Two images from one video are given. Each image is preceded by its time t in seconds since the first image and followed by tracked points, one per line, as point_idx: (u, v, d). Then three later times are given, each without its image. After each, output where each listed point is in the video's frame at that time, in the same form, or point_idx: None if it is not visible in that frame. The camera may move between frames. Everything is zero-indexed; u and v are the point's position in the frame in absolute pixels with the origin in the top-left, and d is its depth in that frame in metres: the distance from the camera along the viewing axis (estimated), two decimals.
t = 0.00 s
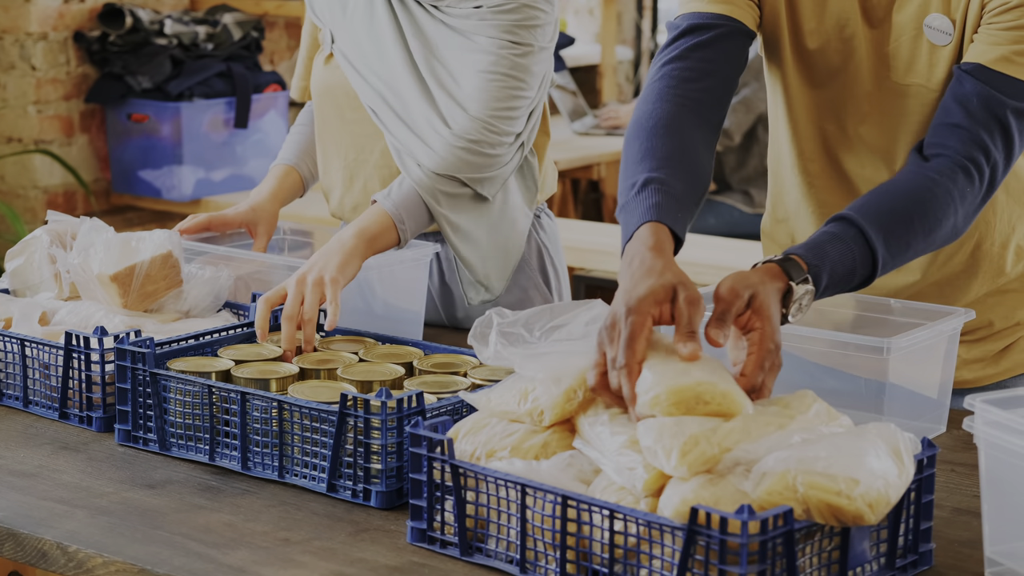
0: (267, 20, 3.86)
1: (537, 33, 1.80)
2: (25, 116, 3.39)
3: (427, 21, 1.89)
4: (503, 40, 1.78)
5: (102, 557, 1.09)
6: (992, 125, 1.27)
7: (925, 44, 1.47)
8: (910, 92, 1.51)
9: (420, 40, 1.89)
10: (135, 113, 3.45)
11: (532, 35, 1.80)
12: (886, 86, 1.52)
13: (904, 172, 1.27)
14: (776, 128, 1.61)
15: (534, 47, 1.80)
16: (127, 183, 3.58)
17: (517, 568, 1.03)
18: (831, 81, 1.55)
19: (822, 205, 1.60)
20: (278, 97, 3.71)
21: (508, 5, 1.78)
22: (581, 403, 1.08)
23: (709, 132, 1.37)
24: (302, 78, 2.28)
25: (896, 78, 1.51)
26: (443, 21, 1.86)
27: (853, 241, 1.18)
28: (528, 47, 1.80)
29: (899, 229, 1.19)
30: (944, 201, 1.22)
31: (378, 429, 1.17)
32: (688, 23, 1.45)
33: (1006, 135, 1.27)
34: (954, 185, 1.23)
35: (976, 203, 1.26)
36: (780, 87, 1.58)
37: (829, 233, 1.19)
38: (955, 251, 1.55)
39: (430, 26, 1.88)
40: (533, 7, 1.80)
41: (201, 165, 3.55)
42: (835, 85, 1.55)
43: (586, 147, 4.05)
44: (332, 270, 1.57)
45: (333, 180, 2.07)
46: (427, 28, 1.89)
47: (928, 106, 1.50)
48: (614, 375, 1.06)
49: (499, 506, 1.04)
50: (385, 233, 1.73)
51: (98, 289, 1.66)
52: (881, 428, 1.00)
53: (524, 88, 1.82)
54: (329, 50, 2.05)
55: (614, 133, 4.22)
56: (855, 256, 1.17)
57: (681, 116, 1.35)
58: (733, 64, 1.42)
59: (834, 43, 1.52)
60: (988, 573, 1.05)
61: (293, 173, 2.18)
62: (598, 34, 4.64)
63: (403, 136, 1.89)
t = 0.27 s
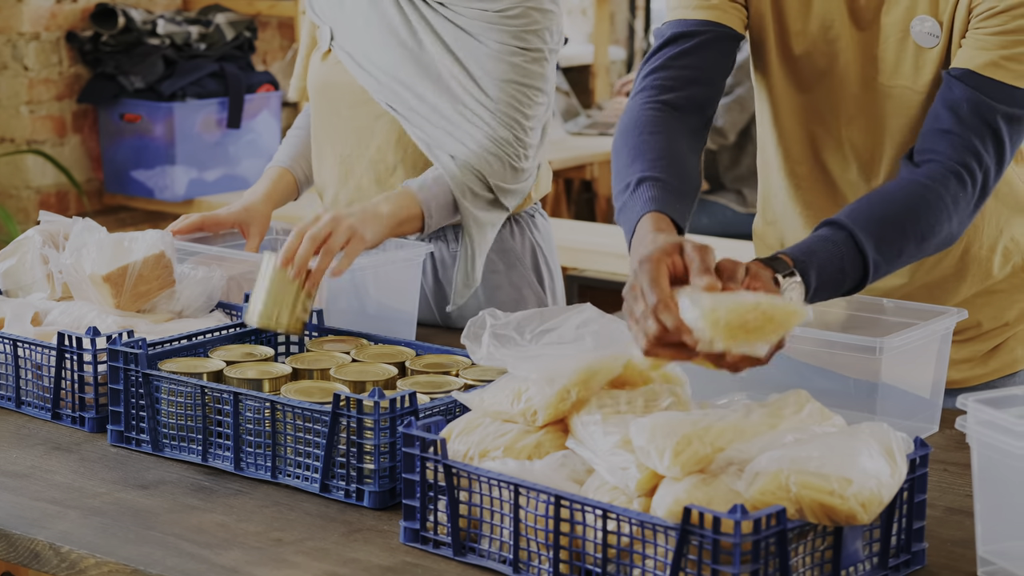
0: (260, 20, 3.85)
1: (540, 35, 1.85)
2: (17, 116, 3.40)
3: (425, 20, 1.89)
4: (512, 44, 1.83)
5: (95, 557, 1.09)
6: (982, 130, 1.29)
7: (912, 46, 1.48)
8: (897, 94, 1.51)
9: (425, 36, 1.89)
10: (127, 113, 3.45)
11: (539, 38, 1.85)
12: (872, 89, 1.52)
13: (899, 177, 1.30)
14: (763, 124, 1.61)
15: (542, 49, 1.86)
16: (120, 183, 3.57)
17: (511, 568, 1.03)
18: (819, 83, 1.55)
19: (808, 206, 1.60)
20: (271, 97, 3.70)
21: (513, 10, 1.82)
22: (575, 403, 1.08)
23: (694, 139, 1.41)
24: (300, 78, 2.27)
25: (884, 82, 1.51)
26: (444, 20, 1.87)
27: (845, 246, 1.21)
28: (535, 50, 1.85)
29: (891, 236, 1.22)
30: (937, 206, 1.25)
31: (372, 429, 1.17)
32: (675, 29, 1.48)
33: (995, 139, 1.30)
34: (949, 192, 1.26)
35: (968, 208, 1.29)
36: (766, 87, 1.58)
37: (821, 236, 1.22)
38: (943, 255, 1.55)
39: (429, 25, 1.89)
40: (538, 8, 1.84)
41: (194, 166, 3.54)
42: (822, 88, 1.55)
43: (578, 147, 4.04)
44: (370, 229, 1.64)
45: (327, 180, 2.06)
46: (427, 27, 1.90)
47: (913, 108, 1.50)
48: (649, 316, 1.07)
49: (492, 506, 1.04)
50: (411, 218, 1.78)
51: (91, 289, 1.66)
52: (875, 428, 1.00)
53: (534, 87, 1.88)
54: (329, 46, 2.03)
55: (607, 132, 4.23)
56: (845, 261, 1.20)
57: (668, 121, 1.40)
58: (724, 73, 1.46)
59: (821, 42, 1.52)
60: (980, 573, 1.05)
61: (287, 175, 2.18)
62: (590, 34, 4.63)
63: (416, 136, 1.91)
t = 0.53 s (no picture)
0: (251, 20, 3.85)
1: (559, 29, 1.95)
2: (9, 116, 3.39)
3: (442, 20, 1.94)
4: (535, 39, 1.94)
5: (86, 558, 1.09)
6: None
7: (917, 32, 1.45)
8: (896, 82, 1.47)
9: (448, 32, 1.94)
10: (119, 113, 3.45)
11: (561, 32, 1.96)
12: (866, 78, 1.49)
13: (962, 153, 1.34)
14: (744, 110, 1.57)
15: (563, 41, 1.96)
16: (112, 183, 3.57)
17: (503, 568, 1.03)
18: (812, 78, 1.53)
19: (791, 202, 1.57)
20: (263, 97, 3.70)
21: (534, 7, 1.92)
22: (567, 403, 1.08)
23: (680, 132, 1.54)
24: (292, 79, 2.27)
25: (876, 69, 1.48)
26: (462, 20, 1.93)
27: (919, 185, 1.23)
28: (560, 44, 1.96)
29: (959, 189, 1.25)
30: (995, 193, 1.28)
31: (364, 429, 1.17)
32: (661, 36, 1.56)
33: None
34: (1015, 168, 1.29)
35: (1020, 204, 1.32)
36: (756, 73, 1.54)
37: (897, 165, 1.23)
38: (938, 250, 1.53)
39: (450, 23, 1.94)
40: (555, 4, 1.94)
41: (186, 165, 3.54)
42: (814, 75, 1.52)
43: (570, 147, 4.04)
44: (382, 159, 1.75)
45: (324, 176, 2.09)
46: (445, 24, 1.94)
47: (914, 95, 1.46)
48: (706, 140, 1.11)
49: (484, 507, 1.04)
50: (439, 159, 1.83)
51: (83, 289, 1.66)
52: (866, 428, 1.00)
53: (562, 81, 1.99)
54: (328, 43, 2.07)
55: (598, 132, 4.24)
56: (912, 193, 1.22)
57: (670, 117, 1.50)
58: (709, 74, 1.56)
59: (808, 39, 1.51)
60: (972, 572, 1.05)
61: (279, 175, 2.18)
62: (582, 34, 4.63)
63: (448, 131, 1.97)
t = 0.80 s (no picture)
0: (245, 20, 3.85)
1: (536, 35, 1.93)
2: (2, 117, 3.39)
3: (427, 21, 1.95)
4: (508, 45, 1.92)
5: (80, 558, 1.09)
6: None
7: (913, 16, 1.53)
8: (894, 67, 1.55)
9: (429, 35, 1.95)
10: (112, 113, 3.44)
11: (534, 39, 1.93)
12: (862, 67, 1.56)
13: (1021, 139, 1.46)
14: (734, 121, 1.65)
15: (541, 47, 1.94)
16: (105, 183, 3.57)
17: (497, 568, 1.03)
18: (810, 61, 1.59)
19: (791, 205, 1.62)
20: (256, 97, 3.70)
21: (508, 12, 1.91)
22: (561, 404, 1.08)
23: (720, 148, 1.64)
24: (288, 79, 2.25)
25: (870, 56, 1.56)
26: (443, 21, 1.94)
27: (968, 177, 1.43)
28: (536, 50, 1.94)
29: (1002, 175, 1.45)
30: None
31: (357, 429, 1.17)
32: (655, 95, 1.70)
33: None
34: None
35: None
36: (745, 77, 1.61)
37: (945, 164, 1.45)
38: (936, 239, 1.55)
39: (435, 23, 1.95)
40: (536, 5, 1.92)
41: (179, 165, 3.53)
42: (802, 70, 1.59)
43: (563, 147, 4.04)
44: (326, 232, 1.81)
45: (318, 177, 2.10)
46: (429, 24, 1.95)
47: (913, 78, 1.54)
48: (757, 176, 1.31)
49: (477, 506, 1.04)
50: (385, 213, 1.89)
51: (76, 289, 1.66)
52: (860, 428, 1.00)
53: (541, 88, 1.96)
54: (318, 42, 2.07)
55: (591, 131, 4.24)
56: (966, 187, 1.43)
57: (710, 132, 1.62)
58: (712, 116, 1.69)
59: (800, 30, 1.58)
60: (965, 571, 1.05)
61: (273, 176, 2.18)
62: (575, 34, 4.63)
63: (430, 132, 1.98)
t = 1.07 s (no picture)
0: (237, 20, 3.85)
1: (519, 35, 1.93)
2: None
3: (406, 23, 1.94)
4: (491, 46, 1.92)
5: (72, 558, 1.09)
6: None
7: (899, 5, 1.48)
8: (880, 55, 1.50)
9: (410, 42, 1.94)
10: (104, 113, 3.44)
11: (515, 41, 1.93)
12: (845, 58, 1.51)
13: None
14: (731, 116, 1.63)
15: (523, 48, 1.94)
16: (97, 183, 3.57)
17: (489, 568, 1.03)
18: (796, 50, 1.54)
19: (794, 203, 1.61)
20: (249, 97, 3.70)
21: (490, 12, 1.90)
22: (553, 404, 1.08)
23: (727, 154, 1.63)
24: (273, 79, 2.28)
25: (857, 45, 1.50)
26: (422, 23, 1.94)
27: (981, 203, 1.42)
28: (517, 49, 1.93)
29: (1016, 181, 1.43)
30: None
31: (350, 429, 1.17)
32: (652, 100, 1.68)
33: None
34: None
35: None
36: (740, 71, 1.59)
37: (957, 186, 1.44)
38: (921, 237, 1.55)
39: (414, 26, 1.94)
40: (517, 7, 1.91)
41: (171, 166, 3.53)
42: (790, 61, 1.55)
43: (556, 147, 4.04)
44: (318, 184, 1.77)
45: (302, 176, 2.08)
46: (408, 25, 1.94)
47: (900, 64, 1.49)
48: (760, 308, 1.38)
49: (470, 506, 1.04)
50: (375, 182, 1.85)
51: (68, 290, 1.66)
52: (853, 427, 1.00)
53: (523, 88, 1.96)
54: (297, 46, 2.06)
55: (584, 130, 4.24)
56: (981, 209, 1.42)
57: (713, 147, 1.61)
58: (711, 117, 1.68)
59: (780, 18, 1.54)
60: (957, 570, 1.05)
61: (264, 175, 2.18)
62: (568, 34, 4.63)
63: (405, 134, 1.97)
